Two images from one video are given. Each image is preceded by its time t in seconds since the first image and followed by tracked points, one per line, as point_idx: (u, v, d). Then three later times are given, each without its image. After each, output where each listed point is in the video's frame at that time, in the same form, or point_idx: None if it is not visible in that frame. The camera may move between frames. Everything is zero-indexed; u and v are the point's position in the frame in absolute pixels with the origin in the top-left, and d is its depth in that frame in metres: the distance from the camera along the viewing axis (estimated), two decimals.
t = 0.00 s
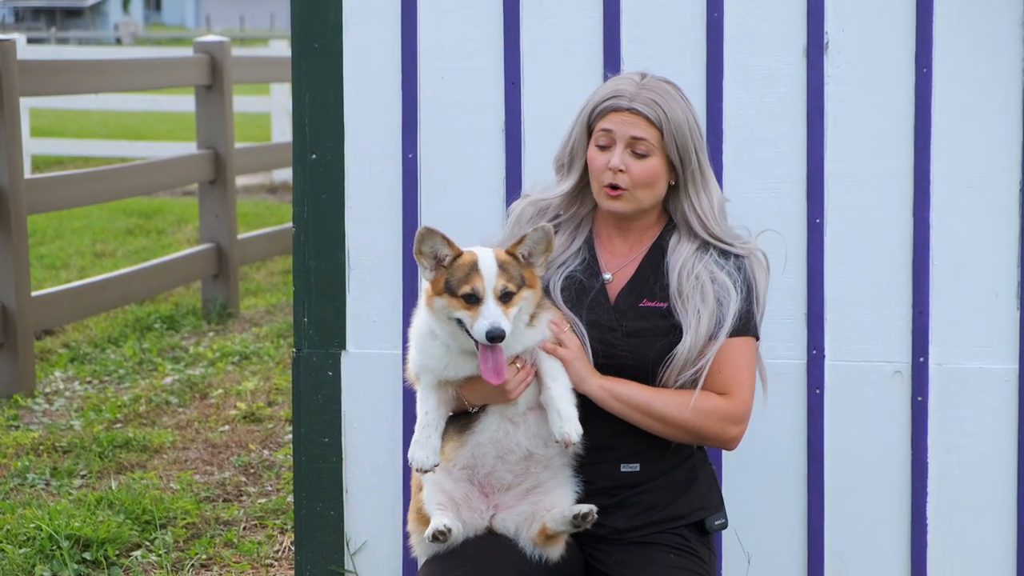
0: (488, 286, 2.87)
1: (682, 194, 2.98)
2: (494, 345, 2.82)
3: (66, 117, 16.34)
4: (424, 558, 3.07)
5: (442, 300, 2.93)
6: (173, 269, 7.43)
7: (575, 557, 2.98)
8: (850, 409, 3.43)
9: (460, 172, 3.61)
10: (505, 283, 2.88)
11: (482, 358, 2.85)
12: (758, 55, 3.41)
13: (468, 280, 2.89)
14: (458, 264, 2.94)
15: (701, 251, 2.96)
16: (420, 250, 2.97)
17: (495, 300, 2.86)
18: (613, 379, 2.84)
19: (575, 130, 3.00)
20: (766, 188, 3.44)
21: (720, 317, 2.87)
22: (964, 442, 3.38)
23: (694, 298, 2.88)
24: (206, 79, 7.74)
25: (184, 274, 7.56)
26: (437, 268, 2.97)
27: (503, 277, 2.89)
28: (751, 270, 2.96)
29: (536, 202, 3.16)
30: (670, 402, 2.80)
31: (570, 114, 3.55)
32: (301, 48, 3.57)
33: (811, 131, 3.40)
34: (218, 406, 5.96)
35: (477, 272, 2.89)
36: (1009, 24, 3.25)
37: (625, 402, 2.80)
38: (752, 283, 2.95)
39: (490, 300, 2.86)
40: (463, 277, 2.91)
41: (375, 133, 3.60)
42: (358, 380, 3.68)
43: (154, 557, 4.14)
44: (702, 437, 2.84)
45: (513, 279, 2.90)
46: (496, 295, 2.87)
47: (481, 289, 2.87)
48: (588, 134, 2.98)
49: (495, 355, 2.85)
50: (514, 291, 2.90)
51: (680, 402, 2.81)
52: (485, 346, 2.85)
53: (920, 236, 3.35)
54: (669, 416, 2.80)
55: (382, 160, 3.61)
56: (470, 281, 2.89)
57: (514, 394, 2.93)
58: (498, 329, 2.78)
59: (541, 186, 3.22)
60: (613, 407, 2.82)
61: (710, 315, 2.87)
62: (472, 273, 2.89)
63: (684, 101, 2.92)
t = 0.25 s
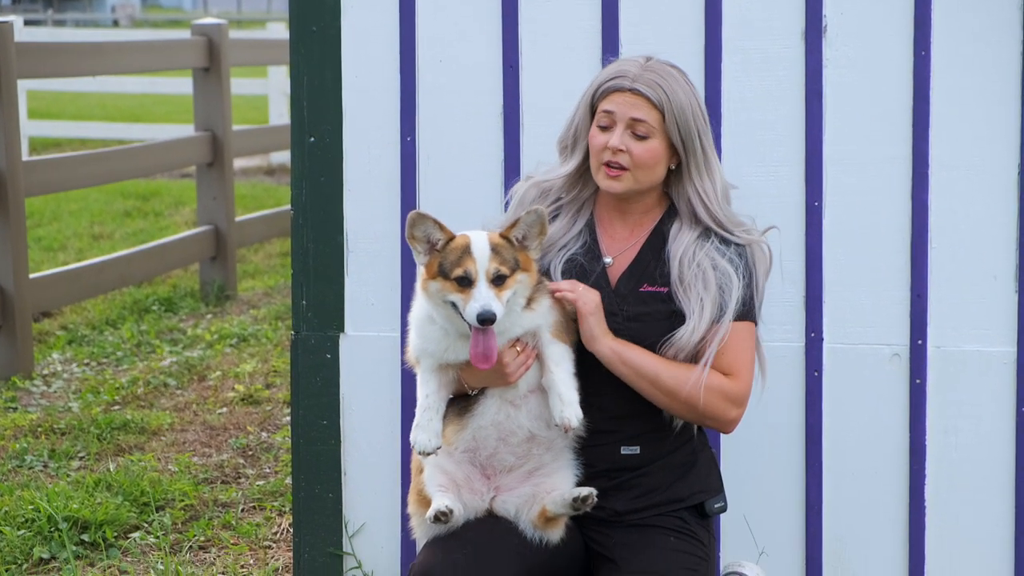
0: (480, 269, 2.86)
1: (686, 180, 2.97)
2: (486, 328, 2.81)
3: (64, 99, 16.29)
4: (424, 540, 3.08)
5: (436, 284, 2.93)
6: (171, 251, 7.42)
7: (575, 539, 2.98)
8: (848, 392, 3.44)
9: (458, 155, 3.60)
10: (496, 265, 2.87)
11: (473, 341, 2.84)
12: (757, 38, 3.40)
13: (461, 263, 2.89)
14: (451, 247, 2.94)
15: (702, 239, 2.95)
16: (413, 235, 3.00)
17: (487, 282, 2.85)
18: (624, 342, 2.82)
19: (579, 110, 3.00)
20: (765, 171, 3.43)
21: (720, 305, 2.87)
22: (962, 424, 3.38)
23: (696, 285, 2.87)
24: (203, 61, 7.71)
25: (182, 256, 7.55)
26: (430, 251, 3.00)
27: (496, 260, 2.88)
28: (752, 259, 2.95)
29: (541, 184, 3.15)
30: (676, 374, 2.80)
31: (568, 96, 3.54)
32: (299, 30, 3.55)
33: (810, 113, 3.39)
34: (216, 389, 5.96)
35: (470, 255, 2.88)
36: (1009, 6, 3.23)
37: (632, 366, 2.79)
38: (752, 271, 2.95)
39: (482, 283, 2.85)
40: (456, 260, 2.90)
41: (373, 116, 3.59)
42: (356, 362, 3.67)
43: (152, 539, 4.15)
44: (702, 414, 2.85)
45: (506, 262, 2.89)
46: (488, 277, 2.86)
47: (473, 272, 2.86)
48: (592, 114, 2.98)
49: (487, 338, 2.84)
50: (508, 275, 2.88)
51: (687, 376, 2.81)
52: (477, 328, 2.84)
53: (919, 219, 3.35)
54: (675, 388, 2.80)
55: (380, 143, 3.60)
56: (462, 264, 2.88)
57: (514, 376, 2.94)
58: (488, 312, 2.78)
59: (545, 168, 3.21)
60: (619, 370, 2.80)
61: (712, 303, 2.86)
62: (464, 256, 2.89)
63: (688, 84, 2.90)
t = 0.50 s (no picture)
0: (485, 257, 2.85)
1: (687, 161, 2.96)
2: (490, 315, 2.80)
3: (60, 82, 16.23)
4: (424, 523, 3.08)
5: (441, 270, 2.92)
6: (168, 235, 7.41)
7: (576, 524, 3.00)
8: (846, 377, 3.43)
9: (455, 139, 3.58)
10: (501, 253, 2.85)
11: (478, 328, 2.84)
12: (756, 22, 3.38)
13: (466, 250, 2.88)
14: (457, 234, 2.92)
15: (698, 220, 2.94)
16: (419, 222, 2.97)
17: (492, 270, 2.84)
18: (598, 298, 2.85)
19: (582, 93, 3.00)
20: (763, 156, 3.42)
21: (713, 286, 2.87)
22: (960, 408, 3.38)
23: (688, 265, 2.87)
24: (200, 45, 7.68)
25: (179, 241, 7.53)
26: (436, 239, 2.97)
27: (501, 248, 2.86)
28: (748, 241, 2.92)
29: (545, 169, 3.14)
30: (646, 336, 2.79)
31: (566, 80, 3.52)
32: (297, 15, 3.54)
33: (808, 98, 3.38)
34: (214, 373, 5.95)
35: (475, 242, 2.87)
36: None
37: (601, 319, 2.80)
38: (747, 250, 2.92)
39: (487, 271, 2.83)
40: (461, 247, 2.89)
41: (370, 100, 3.58)
42: (355, 347, 3.67)
43: (150, 524, 4.15)
44: (669, 383, 2.81)
45: (512, 250, 2.87)
46: (493, 265, 2.85)
47: (478, 259, 2.85)
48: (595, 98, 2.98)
49: (490, 326, 2.84)
50: (513, 263, 2.87)
51: (657, 339, 2.80)
52: (481, 316, 2.84)
53: (917, 204, 3.34)
54: (642, 348, 2.79)
55: (378, 127, 3.59)
56: (467, 251, 2.87)
57: (518, 360, 2.94)
58: (492, 300, 2.76)
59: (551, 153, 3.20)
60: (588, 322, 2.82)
61: (704, 283, 2.86)
62: (470, 243, 2.88)
63: (692, 68, 2.90)
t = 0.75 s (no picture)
0: (475, 243, 2.86)
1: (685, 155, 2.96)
2: (480, 300, 2.80)
3: (56, 75, 16.19)
4: (422, 518, 3.08)
5: (434, 259, 2.93)
6: (165, 229, 7.40)
7: (575, 519, 3.00)
8: (843, 372, 3.44)
9: (453, 134, 3.58)
10: (492, 240, 2.86)
11: (468, 315, 2.83)
12: (754, 16, 3.38)
13: (456, 237, 2.88)
14: (447, 222, 2.94)
15: (698, 217, 2.94)
16: (409, 209, 3.01)
17: (483, 256, 2.84)
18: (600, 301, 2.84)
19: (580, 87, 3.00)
20: (761, 150, 3.42)
21: (712, 282, 2.86)
22: (958, 403, 3.38)
23: (687, 262, 2.86)
24: (197, 38, 7.67)
25: (176, 235, 7.52)
26: (428, 227, 3.00)
27: (492, 234, 2.87)
28: (748, 240, 2.92)
29: (545, 164, 3.14)
30: (649, 340, 2.79)
31: (564, 74, 3.51)
32: (295, 9, 3.54)
33: (806, 93, 3.37)
34: (211, 367, 5.95)
35: (466, 229, 2.88)
36: None
37: (604, 324, 2.80)
38: (746, 248, 2.92)
39: (477, 257, 2.84)
40: (452, 234, 2.90)
41: (367, 94, 3.57)
42: (352, 342, 3.67)
43: (147, 519, 4.15)
44: (672, 385, 2.82)
45: (502, 236, 2.88)
46: (483, 251, 2.85)
47: (469, 246, 2.86)
48: (593, 91, 2.98)
49: (481, 312, 2.83)
50: (504, 249, 2.87)
51: (657, 339, 2.80)
52: (472, 302, 2.84)
53: (915, 198, 3.34)
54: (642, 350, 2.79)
55: (375, 121, 3.58)
56: (458, 238, 2.88)
57: (513, 356, 2.95)
58: (482, 284, 2.76)
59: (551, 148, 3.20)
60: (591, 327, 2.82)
61: (703, 280, 2.85)
62: (460, 230, 2.89)
63: (689, 61, 2.90)
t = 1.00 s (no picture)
0: (471, 244, 2.86)
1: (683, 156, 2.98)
2: (478, 301, 2.81)
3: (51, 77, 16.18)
4: (417, 523, 3.07)
5: (431, 262, 2.92)
6: (161, 232, 7.40)
7: (570, 523, 3.00)
8: (839, 375, 3.44)
9: (449, 137, 3.58)
10: (488, 241, 2.86)
11: (467, 316, 2.84)
12: (750, 19, 3.38)
13: (452, 239, 2.88)
14: (443, 224, 2.94)
15: (694, 221, 2.95)
16: (406, 213, 3.00)
17: (480, 257, 2.84)
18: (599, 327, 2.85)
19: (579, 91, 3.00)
20: (756, 154, 3.42)
21: (710, 286, 2.87)
22: (953, 406, 3.38)
23: (685, 266, 2.87)
24: (193, 41, 7.66)
25: (172, 237, 7.52)
26: (424, 230, 3.00)
27: (488, 235, 2.87)
28: (744, 245, 2.94)
29: (539, 169, 3.13)
30: (654, 358, 2.81)
31: (560, 78, 3.51)
32: (290, 12, 3.54)
33: (801, 97, 3.38)
34: (207, 370, 5.95)
35: (462, 231, 2.88)
36: None
37: (608, 350, 2.81)
38: (743, 254, 2.93)
39: (474, 258, 2.84)
40: (448, 237, 2.90)
41: (363, 98, 3.57)
42: (348, 345, 3.66)
43: (143, 522, 4.14)
44: (682, 399, 2.84)
45: (498, 237, 2.88)
46: (480, 252, 2.85)
47: (465, 247, 2.86)
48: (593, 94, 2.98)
49: (479, 314, 2.84)
50: (500, 250, 2.87)
51: (663, 358, 2.82)
52: (469, 304, 2.84)
53: (910, 202, 3.35)
54: (651, 371, 2.81)
55: (371, 124, 3.58)
56: (454, 240, 2.88)
57: (507, 360, 2.94)
58: (479, 285, 2.76)
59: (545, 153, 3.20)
60: (595, 354, 2.83)
61: (701, 284, 2.87)
62: (456, 232, 2.89)
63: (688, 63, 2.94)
